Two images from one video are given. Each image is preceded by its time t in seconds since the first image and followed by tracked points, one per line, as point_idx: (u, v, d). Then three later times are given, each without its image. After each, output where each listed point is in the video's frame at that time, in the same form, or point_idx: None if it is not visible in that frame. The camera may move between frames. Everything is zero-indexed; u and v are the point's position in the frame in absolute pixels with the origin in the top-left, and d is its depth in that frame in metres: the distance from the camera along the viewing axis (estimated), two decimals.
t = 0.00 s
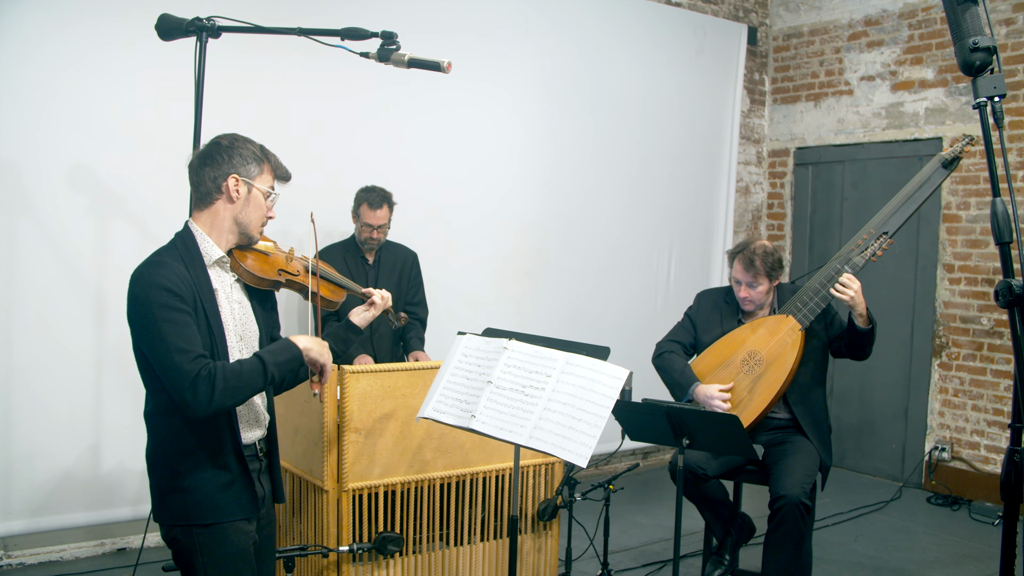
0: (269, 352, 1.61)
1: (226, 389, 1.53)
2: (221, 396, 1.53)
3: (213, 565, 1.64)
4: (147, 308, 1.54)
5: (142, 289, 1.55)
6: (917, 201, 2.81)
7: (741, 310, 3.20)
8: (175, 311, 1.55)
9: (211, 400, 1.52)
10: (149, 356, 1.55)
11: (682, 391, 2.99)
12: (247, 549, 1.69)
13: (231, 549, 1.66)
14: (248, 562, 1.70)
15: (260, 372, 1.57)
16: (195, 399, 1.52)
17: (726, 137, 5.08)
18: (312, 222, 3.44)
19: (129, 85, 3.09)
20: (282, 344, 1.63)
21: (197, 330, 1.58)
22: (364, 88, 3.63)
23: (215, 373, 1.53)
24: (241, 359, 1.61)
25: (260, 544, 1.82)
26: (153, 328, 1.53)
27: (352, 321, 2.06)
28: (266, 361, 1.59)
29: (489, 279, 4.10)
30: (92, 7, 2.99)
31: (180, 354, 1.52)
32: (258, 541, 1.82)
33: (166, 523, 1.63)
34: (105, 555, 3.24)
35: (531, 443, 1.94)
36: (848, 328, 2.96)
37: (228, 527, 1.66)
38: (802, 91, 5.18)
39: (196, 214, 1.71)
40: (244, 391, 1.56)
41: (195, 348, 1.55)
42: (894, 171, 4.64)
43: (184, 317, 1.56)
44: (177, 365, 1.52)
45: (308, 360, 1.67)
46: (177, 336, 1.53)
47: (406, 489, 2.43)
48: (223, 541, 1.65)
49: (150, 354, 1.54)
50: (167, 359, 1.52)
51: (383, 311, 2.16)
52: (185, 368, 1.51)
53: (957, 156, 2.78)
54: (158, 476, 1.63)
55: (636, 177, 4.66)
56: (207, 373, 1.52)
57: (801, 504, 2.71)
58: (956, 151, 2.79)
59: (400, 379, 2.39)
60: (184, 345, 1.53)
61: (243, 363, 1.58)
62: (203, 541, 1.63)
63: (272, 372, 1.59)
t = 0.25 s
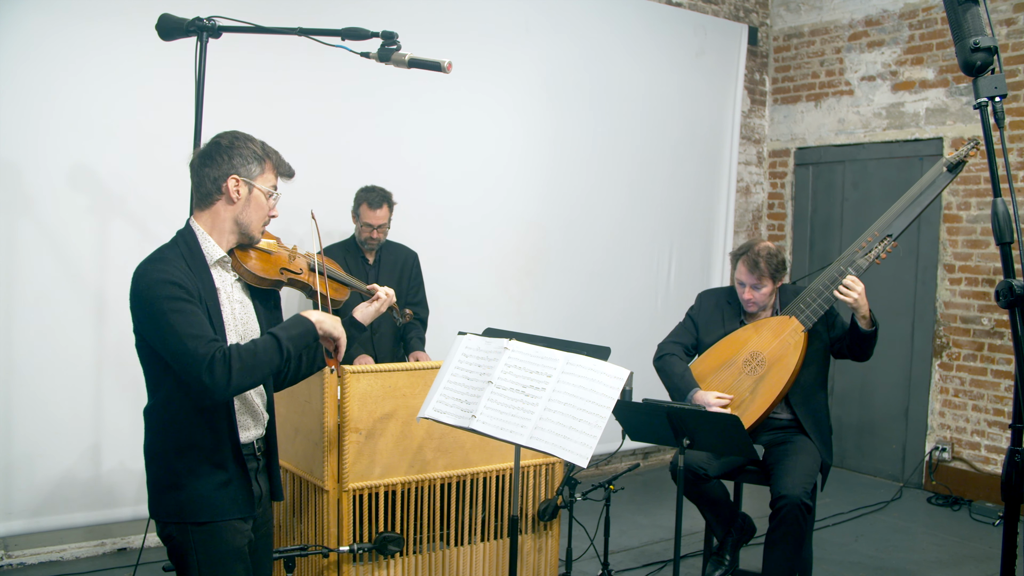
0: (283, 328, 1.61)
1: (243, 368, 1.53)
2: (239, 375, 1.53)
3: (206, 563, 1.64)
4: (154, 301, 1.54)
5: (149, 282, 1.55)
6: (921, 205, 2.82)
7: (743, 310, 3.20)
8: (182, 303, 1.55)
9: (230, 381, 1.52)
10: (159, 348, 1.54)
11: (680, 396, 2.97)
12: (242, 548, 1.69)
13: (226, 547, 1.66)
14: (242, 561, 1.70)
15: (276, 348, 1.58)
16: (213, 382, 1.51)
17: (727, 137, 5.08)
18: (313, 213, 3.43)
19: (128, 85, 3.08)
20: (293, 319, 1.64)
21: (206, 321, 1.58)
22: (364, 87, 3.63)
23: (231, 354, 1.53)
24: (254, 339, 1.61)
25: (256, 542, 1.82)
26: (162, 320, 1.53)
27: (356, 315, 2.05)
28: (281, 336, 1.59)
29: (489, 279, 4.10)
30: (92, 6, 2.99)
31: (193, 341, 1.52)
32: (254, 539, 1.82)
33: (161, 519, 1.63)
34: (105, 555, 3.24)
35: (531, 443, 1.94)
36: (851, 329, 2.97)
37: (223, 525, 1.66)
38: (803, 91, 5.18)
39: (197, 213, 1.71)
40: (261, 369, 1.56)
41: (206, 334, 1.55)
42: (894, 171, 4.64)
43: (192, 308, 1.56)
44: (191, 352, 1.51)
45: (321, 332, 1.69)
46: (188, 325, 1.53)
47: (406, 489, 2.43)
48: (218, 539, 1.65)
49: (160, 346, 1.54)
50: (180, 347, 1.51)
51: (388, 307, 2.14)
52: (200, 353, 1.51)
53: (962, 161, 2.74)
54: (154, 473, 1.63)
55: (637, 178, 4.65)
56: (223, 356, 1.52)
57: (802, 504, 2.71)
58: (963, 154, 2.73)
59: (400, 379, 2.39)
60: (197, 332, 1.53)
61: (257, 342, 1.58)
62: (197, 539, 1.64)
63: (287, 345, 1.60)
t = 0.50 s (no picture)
0: (283, 318, 1.63)
1: (246, 362, 1.54)
2: (242, 370, 1.54)
3: (202, 563, 1.64)
4: (151, 303, 1.54)
5: (146, 283, 1.56)
6: (923, 205, 2.82)
7: (744, 309, 3.20)
8: (180, 302, 1.55)
9: (235, 376, 1.53)
10: (160, 347, 1.54)
11: (677, 392, 2.97)
12: (238, 548, 1.68)
13: (222, 548, 1.66)
14: (239, 561, 1.69)
15: (277, 340, 1.60)
16: (218, 376, 1.52)
17: (727, 137, 5.08)
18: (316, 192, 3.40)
19: (128, 85, 3.08)
20: (292, 308, 1.66)
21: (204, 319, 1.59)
22: (364, 87, 3.62)
23: (233, 349, 1.54)
24: (254, 332, 1.62)
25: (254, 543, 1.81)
26: (162, 319, 1.53)
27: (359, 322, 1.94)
28: (281, 328, 1.61)
29: (490, 278, 4.10)
30: (92, 7, 2.99)
31: (195, 338, 1.52)
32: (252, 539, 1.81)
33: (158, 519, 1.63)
34: (106, 555, 3.24)
35: (532, 443, 1.94)
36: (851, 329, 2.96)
37: (220, 526, 1.65)
38: (803, 91, 5.18)
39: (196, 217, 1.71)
40: (264, 361, 1.58)
41: (207, 330, 1.55)
42: (894, 170, 4.64)
43: (189, 306, 1.57)
44: (193, 348, 1.51)
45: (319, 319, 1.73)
46: (187, 324, 1.53)
47: (406, 489, 2.43)
48: (214, 539, 1.65)
49: (160, 344, 1.54)
50: (181, 344, 1.52)
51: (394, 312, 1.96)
52: (202, 350, 1.51)
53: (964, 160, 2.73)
54: (152, 472, 1.63)
55: (637, 177, 4.65)
56: (226, 351, 1.53)
57: (802, 503, 2.71)
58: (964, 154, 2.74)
59: (399, 379, 2.39)
60: (197, 329, 1.53)
61: (258, 335, 1.59)
62: (192, 538, 1.63)
63: (288, 337, 1.62)
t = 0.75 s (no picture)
0: (279, 331, 1.61)
1: (234, 370, 1.52)
2: (230, 377, 1.52)
3: (197, 562, 1.64)
4: (145, 304, 1.54)
5: (142, 284, 1.56)
6: (924, 203, 2.82)
7: (746, 306, 3.20)
8: (174, 304, 1.55)
9: (221, 383, 1.51)
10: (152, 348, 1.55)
11: (684, 379, 2.98)
12: (233, 548, 1.68)
13: (217, 548, 1.65)
14: (234, 562, 1.69)
15: (268, 350, 1.57)
16: (203, 380, 1.50)
17: (727, 137, 5.07)
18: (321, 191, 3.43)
19: (129, 85, 3.08)
20: (290, 323, 1.64)
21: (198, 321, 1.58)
22: (364, 87, 3.63)
23: (223, 355, 1.52)
24: (248, 342, 1.61)
25: (252, 543, 1.81)
26: (153, 321, 1.53)
27: (369, 317, 2.05)
28: (274, 339, 1.59)
29: (489, 278, 4.10)
30: (92, 7, 2.99)
31: (183, 342, 1.51)
32: (250, 539, 1.81)
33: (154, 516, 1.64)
34: (106, 555, 3.24)
35: (532, 443, 1.94)
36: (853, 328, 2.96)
37: (216, 525, 1.65)
38: (803, 91, 5.17)
39: (197, 218, 1.71)
40: (253, 370, 1.55)
41: (197, 335, 1.54)
42: (894, 170, 4.64)
43: (183, 309, 1.56)
44: (181, 352, 1.51)
45: (320, 334, 1.71)
46: (178, 326, 1.53)
47: (405, 489, 2.43)
48: (210, 539, 1.65)
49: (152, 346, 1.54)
50: (170, 346, 1.51)
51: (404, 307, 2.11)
52: (189, 354, 1.50)
53: (966, 159, 2.73)
54: (149, 470, 1.64)
55: (637, 177, 4.65)
56: (215, 357, 1.52)
57: (803, 497, 2.72)
58: (967, 154, 2.72)
59: (400, 378, 2.39)
60: (187, 333, 1.53)
61: (251, 343, 1.58)
62: (187, 536, 1.63)
63: (280, 349, 1.59)
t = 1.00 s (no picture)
0: (276, 337, 1.59)
1: (226, 371, 1.51)
2: (222, 379, 1.51)
3: (195, 562, 1.64)
4: (143, 303, 1.55)
5: (140, 283, 1.57)
6: (930, 208, 2.82)
7: (751, 305, 3.19)
8: (171, 304, 1.55)
9: (211, 383, 1.50)
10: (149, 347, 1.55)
11: (690, 376, 2.98)
12: (232, 549, 1.68)
13: (215, 548, 1.65)
14: (232, 562, 1.68)
15: (262, 355, 1.56)
16: (195, 381, 1.50)
17: (727, 136, 5.07)
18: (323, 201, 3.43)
19: (128, 85, 3.08)
20: (289, 328, 1.62)
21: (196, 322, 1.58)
22: (364, 87, 3.63)
23: (216, 356, 1.52)
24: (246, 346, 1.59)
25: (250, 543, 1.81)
26: (150, 321, 1.54)
27: (375, 307, 2.08)
28: (270, 344, 1.57)
29: (489, 278, 4.10)
30: (92, 7, 2.99)
31: (177, 342, 1.52)
32: (248, 540, 1.81)
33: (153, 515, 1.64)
34: (107, 555, 3.24)
35: (532, 443, 1.94)
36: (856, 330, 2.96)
37: (214, 525, 1.65)
38: (803, 90, 5.17)
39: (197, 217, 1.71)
40: (246, 374, 1.54)
41: (193, 336, 1.54)
42: (894, 169, 4.64)
43: (181, 309, 1.57)
44: (175, 352, 1.51)
45: (321, 342, 1.65)
46: (173, 326, 1.53)
47: (405, 489, 2.43)
48: (208, 539, 1.65)
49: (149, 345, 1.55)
50: (165, 346, 1.52)
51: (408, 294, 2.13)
52: (182, 354, 1.51)
53: (973, 163, 2.72)
54: (147, 470, 1.64)
55: (637, 177, 4.65)
56: (207, 358, 1.51)
57: (808, 485, 2.72)
58: (974, 157, 2.74)
59: (400, 378, 2.39)
60: (182, 333, 1.53)
61: (246, 347, 1.56)
62: (185, 537, 1.63)
63: (276, 355, 1.57)
